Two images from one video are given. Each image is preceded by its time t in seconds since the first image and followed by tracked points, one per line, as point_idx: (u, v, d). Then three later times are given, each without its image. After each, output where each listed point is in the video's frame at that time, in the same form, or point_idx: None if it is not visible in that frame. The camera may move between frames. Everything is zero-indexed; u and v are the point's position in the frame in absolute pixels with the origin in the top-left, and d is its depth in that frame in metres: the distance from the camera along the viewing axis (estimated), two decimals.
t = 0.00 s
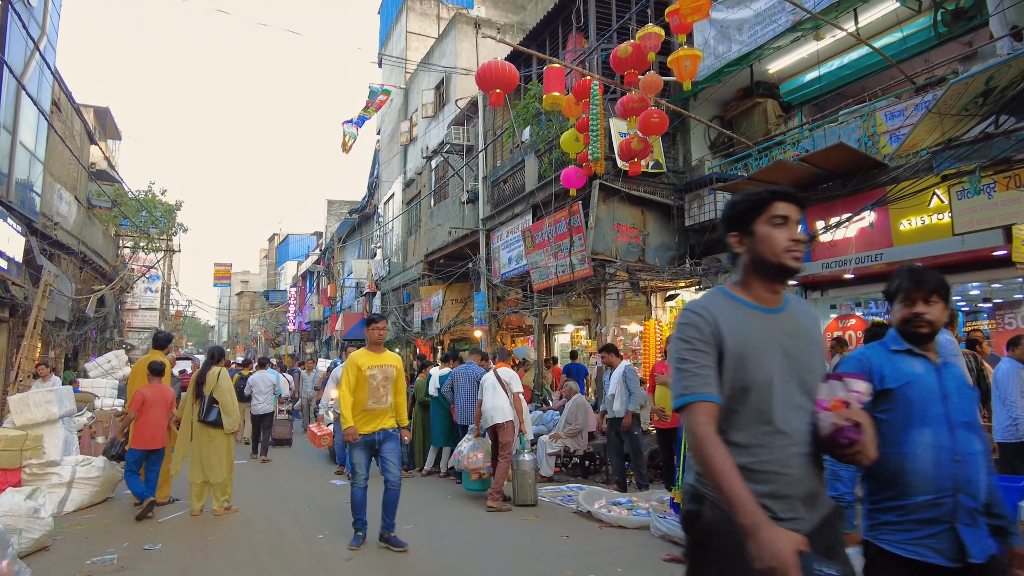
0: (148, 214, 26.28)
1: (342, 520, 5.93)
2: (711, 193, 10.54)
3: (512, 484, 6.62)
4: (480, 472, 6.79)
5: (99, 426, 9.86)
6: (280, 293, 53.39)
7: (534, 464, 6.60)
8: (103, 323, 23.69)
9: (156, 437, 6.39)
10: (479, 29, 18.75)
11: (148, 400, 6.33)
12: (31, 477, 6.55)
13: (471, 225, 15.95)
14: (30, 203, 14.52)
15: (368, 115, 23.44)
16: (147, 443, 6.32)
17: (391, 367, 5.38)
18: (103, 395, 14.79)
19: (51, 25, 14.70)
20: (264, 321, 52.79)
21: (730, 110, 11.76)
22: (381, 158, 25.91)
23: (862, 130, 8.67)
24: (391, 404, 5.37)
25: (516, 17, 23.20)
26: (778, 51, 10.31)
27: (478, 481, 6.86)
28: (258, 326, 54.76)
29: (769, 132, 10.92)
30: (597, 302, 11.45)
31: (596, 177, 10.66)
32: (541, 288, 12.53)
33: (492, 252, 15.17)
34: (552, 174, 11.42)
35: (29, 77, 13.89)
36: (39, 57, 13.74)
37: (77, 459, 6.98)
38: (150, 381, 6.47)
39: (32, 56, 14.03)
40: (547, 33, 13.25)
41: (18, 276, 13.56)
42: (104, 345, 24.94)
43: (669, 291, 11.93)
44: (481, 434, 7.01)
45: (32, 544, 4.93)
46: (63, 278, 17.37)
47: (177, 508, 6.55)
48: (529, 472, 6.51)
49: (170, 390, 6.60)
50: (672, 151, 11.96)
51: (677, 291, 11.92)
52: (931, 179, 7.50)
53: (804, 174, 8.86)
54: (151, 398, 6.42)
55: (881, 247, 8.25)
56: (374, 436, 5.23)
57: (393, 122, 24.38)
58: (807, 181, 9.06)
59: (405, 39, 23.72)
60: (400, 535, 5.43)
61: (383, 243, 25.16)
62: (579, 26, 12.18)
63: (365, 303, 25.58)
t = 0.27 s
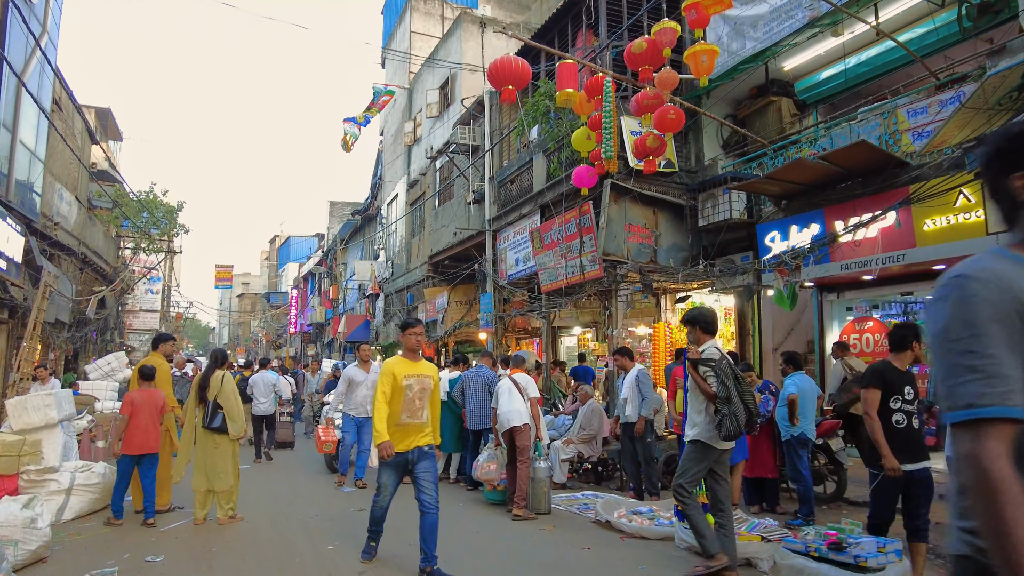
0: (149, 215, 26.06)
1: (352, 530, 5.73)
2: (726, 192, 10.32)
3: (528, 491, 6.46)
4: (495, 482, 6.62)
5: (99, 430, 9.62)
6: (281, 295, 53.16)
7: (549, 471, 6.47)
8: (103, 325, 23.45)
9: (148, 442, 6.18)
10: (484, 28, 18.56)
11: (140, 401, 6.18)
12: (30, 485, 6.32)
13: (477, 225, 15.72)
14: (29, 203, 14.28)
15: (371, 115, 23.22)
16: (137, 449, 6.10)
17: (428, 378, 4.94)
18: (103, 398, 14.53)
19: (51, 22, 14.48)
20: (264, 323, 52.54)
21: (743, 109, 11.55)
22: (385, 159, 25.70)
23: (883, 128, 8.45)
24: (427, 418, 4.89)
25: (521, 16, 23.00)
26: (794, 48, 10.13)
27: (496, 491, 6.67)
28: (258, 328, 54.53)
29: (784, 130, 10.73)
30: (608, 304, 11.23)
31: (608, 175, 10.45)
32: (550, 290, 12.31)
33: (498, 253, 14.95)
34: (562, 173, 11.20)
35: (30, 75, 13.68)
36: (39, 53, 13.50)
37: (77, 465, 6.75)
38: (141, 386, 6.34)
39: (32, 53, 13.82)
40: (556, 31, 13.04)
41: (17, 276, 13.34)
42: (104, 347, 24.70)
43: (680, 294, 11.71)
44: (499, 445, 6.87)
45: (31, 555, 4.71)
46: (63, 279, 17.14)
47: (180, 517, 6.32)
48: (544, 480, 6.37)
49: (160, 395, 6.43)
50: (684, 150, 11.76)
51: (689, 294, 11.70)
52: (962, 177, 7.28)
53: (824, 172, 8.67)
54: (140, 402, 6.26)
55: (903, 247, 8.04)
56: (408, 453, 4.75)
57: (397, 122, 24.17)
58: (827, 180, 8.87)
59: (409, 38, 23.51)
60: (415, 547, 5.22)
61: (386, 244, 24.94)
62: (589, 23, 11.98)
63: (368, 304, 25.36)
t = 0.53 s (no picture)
0: (149, 214, 25.84)
1: (359, 534, 5.51)
2: (739, 187, 10.11)
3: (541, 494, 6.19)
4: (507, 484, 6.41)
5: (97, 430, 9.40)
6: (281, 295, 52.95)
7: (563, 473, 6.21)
8: (102, 324, 23.25)
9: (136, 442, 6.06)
10: (488, 24, 18.34)
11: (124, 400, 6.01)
12: (24, 487, 6.10)
13: (481, 223, 15.50)
14: (27, 200, 14.08)
15: (373, 112, 23.01)
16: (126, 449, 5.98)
17: (470, 366, 4.19)
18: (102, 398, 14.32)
19: (50, 17, 14.28)
20: (264, 323, 52.35)
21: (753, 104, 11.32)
22: (386, 157, 25.48)
23: (901, 120, 8.24)
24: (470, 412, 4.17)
25: (524, 13, 22.78)
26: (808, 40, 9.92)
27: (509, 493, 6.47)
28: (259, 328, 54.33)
29: (797, 124, 10.52)
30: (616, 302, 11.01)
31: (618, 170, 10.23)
32: (556, 288, 12.08)
33: (503, 250, 14.73)
34: (569, 168, 10.98)
35: (28, 70, 13.46)
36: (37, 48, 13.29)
37: (73, 466, 6.52)
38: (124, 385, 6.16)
39: (30, 47, 13.60)
40: (562, 24, 12.83)
41: (14, 274, 13.11)
42: (104, 347, 24.50)
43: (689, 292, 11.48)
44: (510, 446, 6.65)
45: (24, 562, 4.49)
46: (62, 278, 16.92)
47: (179, 521, 6.10)
48: (557, 482, 6.10)
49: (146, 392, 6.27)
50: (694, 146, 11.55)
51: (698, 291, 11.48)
52: (989, 168, 7.07)
53: (841, 165, 8.46)
54: (125, 401, 6.10)
55: (924, 242, 7.82)
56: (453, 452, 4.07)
57: (399, 120, 23.95)
58: (844, 173, 8.66)
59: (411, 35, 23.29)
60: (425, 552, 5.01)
61: (388, 243, 24.73)
62: (597, 16, 11.77)
63: (370, 303, 25.15)
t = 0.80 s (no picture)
0: (148, 213, 25.60)
1: (367, 542, 5.27)
2: (752, 182, 9.87)
3: (555, 499, 5.92)
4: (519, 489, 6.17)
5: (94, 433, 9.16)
6: (281, 295, 52.79)
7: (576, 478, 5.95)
8: (101, 325, 23.05)
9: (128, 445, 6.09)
10: (491, 19, 18.07)
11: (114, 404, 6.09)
12: (18, 493, 5.87)
13: (485, 221, 15.26)
14: (24, 197, 13.83)
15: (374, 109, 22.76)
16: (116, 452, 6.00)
17: (520, 375, 3.59)
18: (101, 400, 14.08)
19: (47, 11, 14.05)
20: (265, 323, 52.12)
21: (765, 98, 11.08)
22: (388, 155, 25.22)
23: (922, 112, 8.00)
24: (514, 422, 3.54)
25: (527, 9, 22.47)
26: (822, 32, 9.69)
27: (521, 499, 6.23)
28: (259, 328, 54.11)
29: (810, 118, 10.28)
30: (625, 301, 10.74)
31: (628, 165, 10.00)
32: (563, 286, 11.85)
33: (507, 249, 14.50)
34: (577, 164, 10.75)
35: (24, 65, 13.22)
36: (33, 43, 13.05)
37: (69, 472, 6.29)
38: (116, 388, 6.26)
39: (27, 41, 13.36)
40: (569, 18, 12.58)
41: (10, 273, 12.88)
42: (103, 347, 24.27)
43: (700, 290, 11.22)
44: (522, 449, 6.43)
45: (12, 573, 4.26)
46: (60, 277, 16.68)
47: (179, 528, 5.86)
48: (572, 487, 5.84)
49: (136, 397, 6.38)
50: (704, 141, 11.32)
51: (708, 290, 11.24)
52: (1018, 161, 6.81)
53: (859, 159, 8.21)
54: (117, 404, 6.20)
55: (944, 239, 7.59)
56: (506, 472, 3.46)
57: (401, 117, 23.70)
58: (862, 167, 8.42)
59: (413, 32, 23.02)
60: (436, 561, 4.77)
61: (389, 242, 24.48)
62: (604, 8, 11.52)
63: (371, 303, 24.90)
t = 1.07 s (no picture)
0: (148, 212, 25.38)
1: (378, 548, 5.07)
2: (765, 178, 9.68)
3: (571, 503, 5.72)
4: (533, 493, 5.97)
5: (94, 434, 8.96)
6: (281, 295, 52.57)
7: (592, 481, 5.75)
8: (101, 324, 22.84)
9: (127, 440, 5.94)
10: (495, 15, 17.87)
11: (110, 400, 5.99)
12: (16, 497, 5.67)
13: (490, 219, 15.05)
14: (22, 195, 13.61)
15: (377, 107, 22.56)
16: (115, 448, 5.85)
17: (586, 365, 3.05)
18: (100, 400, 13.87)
19: (46, 6, 13.83)
20: (265, 323, 51.90)
21: (776, 93, 10.87)
22: (390, 153, 25.02)
23: (942, 105, 7.80)
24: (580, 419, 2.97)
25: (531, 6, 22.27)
26: (837, 24, 9.51)
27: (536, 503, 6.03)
28: (259, 329, 53.89)
29: (824, 113, 10.11)
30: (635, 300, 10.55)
31: (638, 161, 9.79)
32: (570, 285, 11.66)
33: (512, 247, 14.30)
34: (586, 160, 10.56)
35: (22, 59, 12.99)
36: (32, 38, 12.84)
37: (68, 474, 6.08)
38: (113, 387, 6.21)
39: (26, 36, 13.15)
40: (577, 12, 12.39)
41: (9, 271, 12.66)
42: (102, 347, 24.04)
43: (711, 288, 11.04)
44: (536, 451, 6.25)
45: None
46: (59, 276, 16.46)
47: (181, 533, 5.66)
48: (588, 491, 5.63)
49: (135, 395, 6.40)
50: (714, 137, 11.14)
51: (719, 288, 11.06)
52: None
53: (878, 153, 8.03)
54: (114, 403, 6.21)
55: (966, 234, 7.40)
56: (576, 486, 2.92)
57: (403, 115, 23.50)
58: (880, 162, 8.24)
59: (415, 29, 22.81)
60: (451, 568, 4.57)
61: (392, 241, 24.28)
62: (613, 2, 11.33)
63: (373, 302, 24.69)
